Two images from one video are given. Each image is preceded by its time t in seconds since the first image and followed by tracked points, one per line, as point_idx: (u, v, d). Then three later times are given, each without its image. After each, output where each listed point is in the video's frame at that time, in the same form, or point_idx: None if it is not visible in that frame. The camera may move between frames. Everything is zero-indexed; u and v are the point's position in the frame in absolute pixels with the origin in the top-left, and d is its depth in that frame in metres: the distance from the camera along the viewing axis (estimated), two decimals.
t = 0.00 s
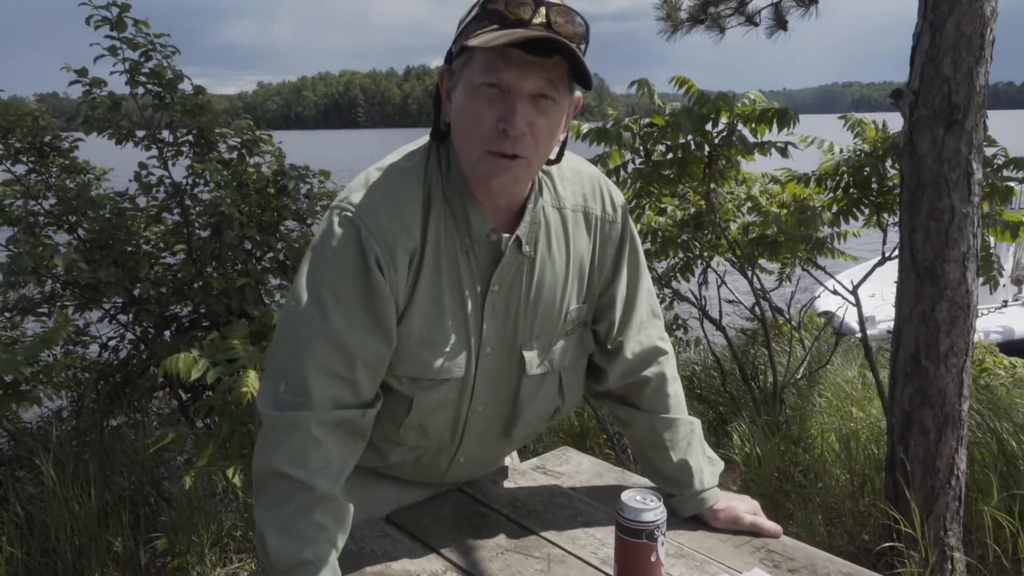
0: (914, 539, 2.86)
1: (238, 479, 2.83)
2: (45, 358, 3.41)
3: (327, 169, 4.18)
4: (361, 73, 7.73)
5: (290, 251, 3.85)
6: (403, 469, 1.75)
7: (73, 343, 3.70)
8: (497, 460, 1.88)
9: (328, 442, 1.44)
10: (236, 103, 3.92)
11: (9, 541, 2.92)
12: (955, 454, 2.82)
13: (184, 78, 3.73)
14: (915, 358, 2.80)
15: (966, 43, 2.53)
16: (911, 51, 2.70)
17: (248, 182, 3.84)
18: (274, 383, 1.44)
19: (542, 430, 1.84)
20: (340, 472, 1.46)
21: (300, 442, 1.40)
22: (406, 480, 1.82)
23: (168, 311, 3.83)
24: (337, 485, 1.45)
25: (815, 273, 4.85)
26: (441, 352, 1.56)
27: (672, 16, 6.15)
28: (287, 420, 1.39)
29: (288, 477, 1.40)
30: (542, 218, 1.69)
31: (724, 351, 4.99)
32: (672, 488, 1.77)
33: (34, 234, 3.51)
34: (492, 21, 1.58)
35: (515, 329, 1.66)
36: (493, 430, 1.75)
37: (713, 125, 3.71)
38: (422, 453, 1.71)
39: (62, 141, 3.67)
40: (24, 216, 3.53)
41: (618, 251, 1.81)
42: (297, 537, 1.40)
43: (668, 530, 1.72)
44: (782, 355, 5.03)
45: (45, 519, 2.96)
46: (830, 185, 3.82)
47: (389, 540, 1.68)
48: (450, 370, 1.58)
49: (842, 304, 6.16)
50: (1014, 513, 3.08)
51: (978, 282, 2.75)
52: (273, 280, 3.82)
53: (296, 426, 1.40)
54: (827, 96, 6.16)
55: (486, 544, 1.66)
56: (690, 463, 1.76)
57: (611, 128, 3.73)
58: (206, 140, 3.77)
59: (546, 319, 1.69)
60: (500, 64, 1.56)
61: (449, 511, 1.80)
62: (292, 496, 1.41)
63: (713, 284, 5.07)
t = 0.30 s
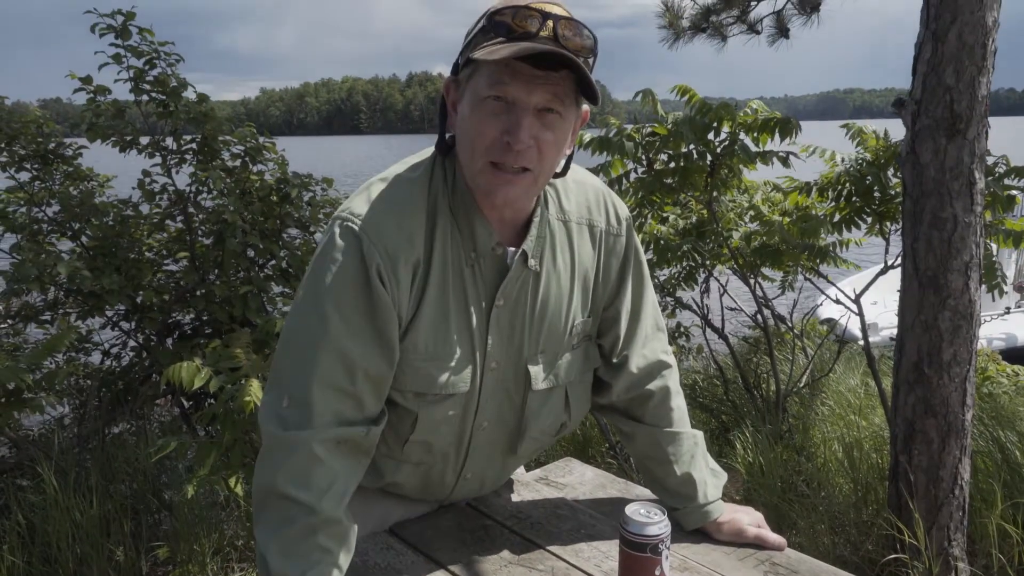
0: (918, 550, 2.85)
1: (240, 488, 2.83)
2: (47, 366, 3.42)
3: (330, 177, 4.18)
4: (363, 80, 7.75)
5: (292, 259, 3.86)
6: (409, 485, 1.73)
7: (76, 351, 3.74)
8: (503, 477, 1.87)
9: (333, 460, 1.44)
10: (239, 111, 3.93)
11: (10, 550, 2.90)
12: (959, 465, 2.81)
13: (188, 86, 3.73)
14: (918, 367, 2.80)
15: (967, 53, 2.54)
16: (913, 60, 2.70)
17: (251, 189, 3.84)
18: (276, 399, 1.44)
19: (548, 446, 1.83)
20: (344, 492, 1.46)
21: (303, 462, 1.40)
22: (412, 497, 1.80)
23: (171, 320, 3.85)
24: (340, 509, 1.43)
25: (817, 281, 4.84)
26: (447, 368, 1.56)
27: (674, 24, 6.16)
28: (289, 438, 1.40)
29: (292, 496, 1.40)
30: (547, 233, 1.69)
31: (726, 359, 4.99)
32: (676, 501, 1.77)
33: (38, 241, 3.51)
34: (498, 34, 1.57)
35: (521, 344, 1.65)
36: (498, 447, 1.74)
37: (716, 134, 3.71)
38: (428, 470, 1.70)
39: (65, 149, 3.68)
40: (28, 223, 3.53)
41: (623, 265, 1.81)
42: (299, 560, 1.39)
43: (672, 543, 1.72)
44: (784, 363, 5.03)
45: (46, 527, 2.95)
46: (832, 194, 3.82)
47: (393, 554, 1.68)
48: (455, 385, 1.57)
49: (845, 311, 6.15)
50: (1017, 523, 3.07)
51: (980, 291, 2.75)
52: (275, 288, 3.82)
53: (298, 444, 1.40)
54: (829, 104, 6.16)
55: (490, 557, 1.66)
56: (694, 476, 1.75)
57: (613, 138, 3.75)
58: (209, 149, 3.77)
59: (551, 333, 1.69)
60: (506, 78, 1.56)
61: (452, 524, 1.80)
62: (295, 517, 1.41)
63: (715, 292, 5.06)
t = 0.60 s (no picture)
0: (915, 549, 2.85)
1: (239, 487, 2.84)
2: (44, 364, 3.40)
3: (329, 177, 4.18)
4: (362, 79, 7.75)
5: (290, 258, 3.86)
6: (400, 474, 1.74)
7: (73, 349, 3.77)
8: (497, 472, 1.87)
9: (308, 425, 1.44)
10: (238, 111, 3.93)
11: (8, 547, 2.90)
12: (956, 464, 2.82)
13: (187, 86, 3.73)
14: (915, 366, 2.80)
15: (966, 54, 2.54)
16: (912, 61, 2.71)
17: (250, 189, 3.84)
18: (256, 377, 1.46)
19: (541, 442, 1.83)
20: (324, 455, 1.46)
21: (280, 421, 1.41)
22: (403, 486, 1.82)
23: (168, 319, 3.84)
24: (320, 463, 1.45)
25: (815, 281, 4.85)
26: (436, 356, 1.57)
27: (673, 24, 6.17)
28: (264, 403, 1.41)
29: (270, 457, 1.41)
30: (542, 227, 1.69)
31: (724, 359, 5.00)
32: (675, 499, 1.77)
33: (37, 240, 3.51)
34: (488, 28, 1.60)
35: (514, 337, 1.66)
36: (490, 441, 1.74)
37: (714, 134, 3.72)
38: (419, 460, 1.70)
39: (64, 148, 3.68)
40: (26, 222, 3.54)
41: (621, 263, 1.81)
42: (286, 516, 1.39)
43: (670, 541, 1.72)
44: (782, 363, 5.03)
45: (44, 525, 2.94)
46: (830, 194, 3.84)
47: (391, 550, 1.68)
48: (443, 374, 1.58)
49: (843, 312, 6.16)
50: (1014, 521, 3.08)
51: (978, 291, 2.76)
52: (273, 286, 3.82)
53: (274, 406, 1.41)
54: (828, 104, 6.17)
55: (488, 554, 1.66)
56: (692, 474, 1.76)
57: (612, 138, 3.78)
58: (208, 148, 3.77)
59: (545, 328, 1.69)
60: (496, 69, 1.58)
61: (451, 522, 1.80)
62: (274, 478, 1.41)
63: (713, 292, 5.07)
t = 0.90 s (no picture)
0: (913, 550, 2.86)
1: (237, 488, 2.84)
2: (43, 365, 3.41)
3: (327, 178, 4.18)
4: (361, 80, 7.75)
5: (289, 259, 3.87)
6: (391, 467, 1.75)
7: (72, 351, 3.72)
8: (490, 469, 1.88)
9: (322, 398, 1.42)
10: (236, 112, 3.93)
11: (6, 549, 2.88)
12: (953, 465, 2.82)
13: (185, 88, 3.74)
14: (913, 367, 2.81)
15: (962, 55, 2.55)
16: (908, 62, 2.72)
17: (248, 190, 3.85)
18: (264, 362, 1.44)
19: (534, 440, 1.84)
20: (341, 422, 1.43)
21: (291, 393, 1.38)
22: (394, 481, 1.83)
23: (167, 320, 3.85)
24: (338, 425, 1.41)
25: (812, 282, 4.86)
26: (430, 351, 1.58)
27: (671, 26, 6.18)
28: (274, 382, 1.39)
29: (285, 427, 1.37)
30: (535, 225, 1.70)
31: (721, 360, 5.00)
32: (672, 500, 1.78)
33: (35, 241, 3.52)
34: (480, 25, 1.60)
35: (506, 334, 1.67)
36: (482, 437, 1.75)
37: (712, 136, 3.73)
38: (410, 452, 1.71)
39: (62, 149, 3.68)
40: (24, 223, 3.53)
41: (615, 264, 1.82)
42: (313, 473, 1.34)
43: (668, 541, 1.73)
44: (779, 364, 5.04)
45: (43, 527, 2.93)
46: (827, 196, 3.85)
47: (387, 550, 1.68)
48: (436, 368, 1.59)
49: (841, 314, 6.18)
50: (1011, 522, 3.09)
51: (975, 293, 2.77)
52: (272, 288, 3.82)
53: (284, 381, 1.39)
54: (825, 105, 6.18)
55: (486, 555, 1.66)
56: (689, 474, 1.76)
57: (610, 138, 3.79)
58: (206, 150, 3.78)
59: (539, 325, 1.69)
60: (489, 64, 1.59)
61: (448, 521, 1.80)
62: (294, 444, 1.37)
63: (711, 294, 5.08)
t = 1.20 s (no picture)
0: (912, 555, 2.86)
1: (237, 493, 2.85)
2: (42, 370, 3.41)
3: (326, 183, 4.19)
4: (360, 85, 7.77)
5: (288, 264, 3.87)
6: (393, 473, 1.75)
7: (72, 355, 3.70)
8: (490, 475, 1.88)
9: (321, 413, 1.43)
10: (236, 117, 3.94)
11: (5, 554, 2.88)
12: (951, 470, 2.83)
13: (186, 93, 3.75)
14: (911, 372, 2.81)
15: (959, 62, 2.56)
16: (905, 69, 2.73)
17: (248, 195, 3.85)
18: (265, 378, 1.45)
19: (534, 446, 1.84)
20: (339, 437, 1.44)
21: (290, 411, 1.39)
22: (395, 486, 1.83)
23: (167, 324, 3.86)
24: (334, 441, 1.43)
25: (811, 287, 4.87)
26: (431, 356, 1.58)
27: (670, 31, 6.20)
28: (274, 400, 1.40)
29: (285, 445, 1.39)
30: (536, 231, 1.71)
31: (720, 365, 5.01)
32: (670, 505, 1.78)
33: (35, 246, 3.52)
34: (483, 35, 1.61)
35: (508, 340, 1.67)
36: (484, 443, 1.75)
37: (710, 141, 3.74)
38: (412, 458, 1.71)
39: (63, 154, 3.69)
40: (25, 228, 3.54)
41: (615, 270, 1.82)
42: (308, 494, 1.37)
43: (666, 548, 1.73)
44: (778, 369, 5.05)
45: (43, 532, 2.93)
46: (825, 201, 3.86)
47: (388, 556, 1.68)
48: (438, 374, 1.60)
49: (840, 318, 6.19)
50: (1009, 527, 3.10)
51: (973, 298, 2.78)
52: (271, 293, 3.83)
53: (284, 398, 1.40)
54: (823, 110, 6.19)
55: (485, 561, 1.67)
56: (687, 479, 1.77)
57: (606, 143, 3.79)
58: (206, 155, 3.78)
59: (539, 331, 1.70)
60: (492, 75, 1.61)
61: (448, 527, 1.81)
62: (292, 463, 1.39)
63: (709, 298, 5.09)
